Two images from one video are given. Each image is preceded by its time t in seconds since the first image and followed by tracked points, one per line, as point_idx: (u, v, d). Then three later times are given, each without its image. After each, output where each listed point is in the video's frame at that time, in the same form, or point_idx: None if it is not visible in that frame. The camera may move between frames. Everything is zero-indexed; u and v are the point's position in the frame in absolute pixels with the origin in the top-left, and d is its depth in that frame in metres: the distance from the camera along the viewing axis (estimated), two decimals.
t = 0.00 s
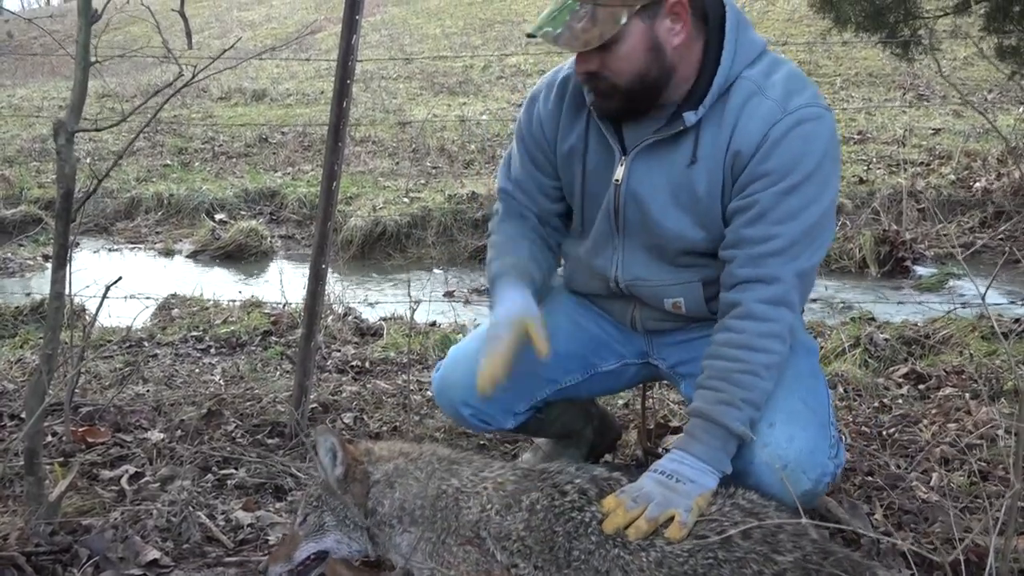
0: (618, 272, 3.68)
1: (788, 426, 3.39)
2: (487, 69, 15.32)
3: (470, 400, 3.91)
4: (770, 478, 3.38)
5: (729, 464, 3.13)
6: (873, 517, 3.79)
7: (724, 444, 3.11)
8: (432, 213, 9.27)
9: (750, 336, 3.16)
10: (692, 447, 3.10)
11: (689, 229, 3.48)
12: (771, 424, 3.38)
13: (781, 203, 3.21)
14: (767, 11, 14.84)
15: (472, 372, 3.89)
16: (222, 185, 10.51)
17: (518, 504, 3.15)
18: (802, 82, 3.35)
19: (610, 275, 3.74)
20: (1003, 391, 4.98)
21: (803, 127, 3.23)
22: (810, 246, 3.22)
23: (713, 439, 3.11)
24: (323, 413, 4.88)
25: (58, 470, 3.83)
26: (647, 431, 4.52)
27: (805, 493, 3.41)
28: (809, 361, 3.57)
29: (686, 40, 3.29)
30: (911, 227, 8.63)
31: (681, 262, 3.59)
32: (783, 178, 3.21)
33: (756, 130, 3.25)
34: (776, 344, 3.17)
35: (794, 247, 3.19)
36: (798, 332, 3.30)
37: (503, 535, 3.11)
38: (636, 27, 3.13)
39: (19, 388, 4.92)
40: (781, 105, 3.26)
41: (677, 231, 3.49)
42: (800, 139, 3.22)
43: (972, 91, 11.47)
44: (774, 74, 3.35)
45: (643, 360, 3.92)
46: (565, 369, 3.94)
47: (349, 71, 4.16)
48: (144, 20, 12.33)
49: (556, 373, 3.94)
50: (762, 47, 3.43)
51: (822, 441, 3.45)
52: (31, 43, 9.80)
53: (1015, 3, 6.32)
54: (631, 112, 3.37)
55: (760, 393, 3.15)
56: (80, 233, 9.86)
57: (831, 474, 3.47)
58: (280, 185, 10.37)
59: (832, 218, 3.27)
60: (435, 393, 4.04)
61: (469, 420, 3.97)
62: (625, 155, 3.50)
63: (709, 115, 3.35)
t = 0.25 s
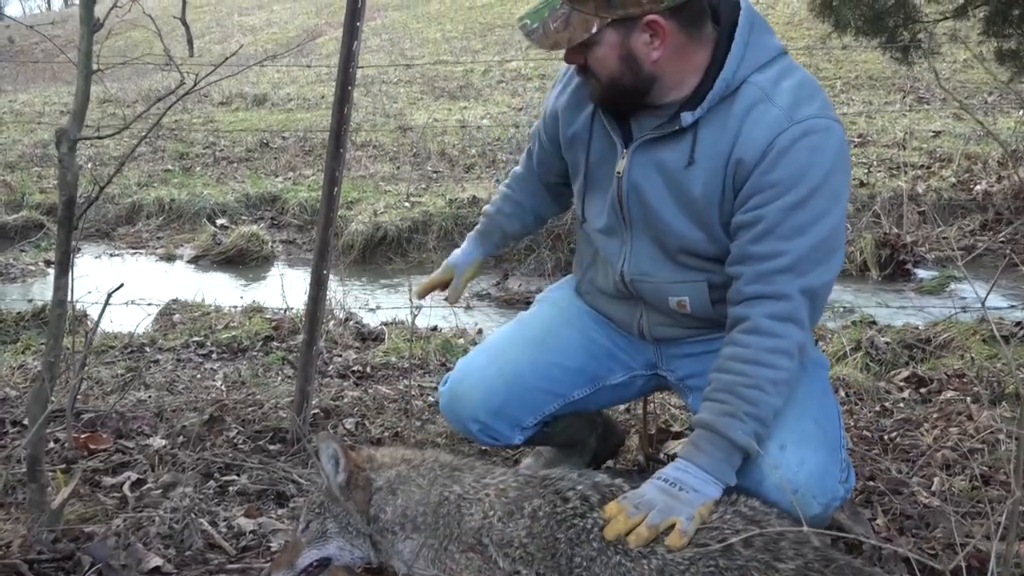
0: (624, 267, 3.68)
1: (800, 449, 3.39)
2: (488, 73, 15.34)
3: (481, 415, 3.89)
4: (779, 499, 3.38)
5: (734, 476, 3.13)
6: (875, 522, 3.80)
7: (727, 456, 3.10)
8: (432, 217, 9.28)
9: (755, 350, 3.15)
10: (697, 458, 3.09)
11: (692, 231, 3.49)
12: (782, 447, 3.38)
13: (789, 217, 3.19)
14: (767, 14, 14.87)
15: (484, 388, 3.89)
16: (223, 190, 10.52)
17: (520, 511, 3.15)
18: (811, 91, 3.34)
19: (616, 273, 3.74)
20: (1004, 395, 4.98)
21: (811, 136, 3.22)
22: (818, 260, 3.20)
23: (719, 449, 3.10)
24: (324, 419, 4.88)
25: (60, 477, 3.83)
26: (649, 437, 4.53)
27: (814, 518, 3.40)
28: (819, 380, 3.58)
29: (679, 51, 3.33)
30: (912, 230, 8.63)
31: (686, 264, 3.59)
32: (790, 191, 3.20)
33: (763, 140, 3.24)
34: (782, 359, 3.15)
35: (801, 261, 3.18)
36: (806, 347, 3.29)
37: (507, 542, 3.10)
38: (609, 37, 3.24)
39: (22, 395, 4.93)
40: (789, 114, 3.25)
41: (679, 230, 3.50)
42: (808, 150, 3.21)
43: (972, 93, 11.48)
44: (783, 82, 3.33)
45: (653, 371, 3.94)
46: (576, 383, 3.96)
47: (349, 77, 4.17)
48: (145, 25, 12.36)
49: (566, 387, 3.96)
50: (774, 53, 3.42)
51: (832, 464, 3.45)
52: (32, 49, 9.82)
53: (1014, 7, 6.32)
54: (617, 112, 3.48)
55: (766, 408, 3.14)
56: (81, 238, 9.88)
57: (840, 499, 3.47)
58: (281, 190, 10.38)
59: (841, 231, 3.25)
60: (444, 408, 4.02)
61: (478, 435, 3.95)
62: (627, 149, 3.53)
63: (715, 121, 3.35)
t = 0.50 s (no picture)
0: (629, 281, 3.70)
1: (802, 465, 3.40)
2: (489, 78, 15.37)
3: (479, 410, 3.93)
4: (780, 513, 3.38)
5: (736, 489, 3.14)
6: (875, 532, 3.82)
7: (729, 468, 3.11)
8: (434, 223, 9.30)
9: (758, 366, 3.16)
10: (699, 470, 3.10)
11: (697, 247, 3.50)
12: (784, 463, 3.39)
13: (792, 234, 3.19)
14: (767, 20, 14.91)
15: (483, 384, 3.93)
16: (224, 195, 10.55)
17: (521, 521, 3.15)
18: (818, 108, 3.34)
19: (621, 286, 3.76)
20: (1005, 403, 4.98)
21: (816, 154, 3.22)
22: (822, 276, 3.20)
23: (722, 462, 3.11)
24: (326, 426, 4.88)
25: (63, 486, 3.84)
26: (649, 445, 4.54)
27: (814, 533, 3.39)
28: (823, 397, 3.59)
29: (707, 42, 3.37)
30: (912, 237, 8.65)
31: (691, 280, 3.60)
32: (794, 208, 3.20)
33: (767, 157, 3.25)
34: (785, 375, 3.16)
35: (805, 278, 3.18)
36: (810, 364, 3.29)
37: (508, 551, 3.10)
38: (670, 17, 3.16)
39: (24, 402, 4.94)
40: (794, 131, 3.25)
41: (683, 246, 3.51)
42: (812, 168, 3.21)
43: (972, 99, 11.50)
44: (789, 99, 3.34)
45: (657, 382, 3.95)
46: (576, 386, 3.98)
47: (350, 88, 4.18)
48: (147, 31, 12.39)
49: (567, 390, 3.98)
50: (781, 71, 3.43)
51: (834, 480, 3.45)
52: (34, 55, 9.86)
53: (1013, 15, 6.34)
54: (659, 119, 3.39)
55: (768, 423, 3.15)
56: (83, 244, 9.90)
57: (843, 515, 3.47)
58: (283, 196, 10.40)
59: (846, 248, 3.25)
60: (445, 403, 4.06)
61: (476, 429, 3.98)
62: (633, 165, 3.55)
63: (720, 137, 3.36)
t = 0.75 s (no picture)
0: (631, 304, 3.72)
1: (801, 480, 3.43)
2: (491, 92, 15.45)
3: (479, 425, 3.94)
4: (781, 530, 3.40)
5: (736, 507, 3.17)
6: (876, 553, 3.82)
7: (731, 487, 3.15)
8: (436, 237, 9.33)
9: (758, 386, 3.20)
10: (700, 490, 3.14)
11: (700, 270, 3.52)
12: (783, 478, 3.42)
13: (793, 257, 3.22)
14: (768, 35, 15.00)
15: (484, 399, 3.95)
16: (228, 208, 10.59)
17: (524, 542, 3.04)
18: (819, 133, 3.36)
19: (622, 308, 3.79)
20: (1007, 421, 4.99)
21: (817, 179, 3.24)
22: (823, 300, 3.23)
23: (723, 481, 3.15)
24: (328, 443, 4.90)
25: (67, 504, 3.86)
26: (651, 464, 4.53)
27: (814, 550, 3.39)
28: (822, 414, 3.61)
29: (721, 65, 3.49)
30: (914, 252, 8.66)
31: (693, 303, 3.62)
32: (795, 232, 3.22)
33: (769, 181, 3.28)
34: (784, 395, 3.19)
35: (805, 302, 3.21)
36: (810, 383, 3.32)
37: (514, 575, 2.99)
38: (700, 30, 3.30)
39: (28, 417, 4.95)
40: (796, 156, 3.28)
41: (685, 268, 3.54)
42: (813, 193, 3.23)
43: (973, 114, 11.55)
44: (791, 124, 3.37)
45: (657, 402, 3.97)
46: (576, 402, 3.99)
47: (355, 109, 4.11)
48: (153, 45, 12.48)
49: (567, 407, 4.00)
50: (782, 97, 3.47)
51: (832, 496, 3.46)
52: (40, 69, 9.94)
53: (1013, 34, 6.39)
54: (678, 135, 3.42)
55: (768, 443, 3.19)
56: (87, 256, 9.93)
57: (842, 530, 3.48)
58: (286, 209, 10.44)
59: (845, 271, 3.27)
60: (445, 418, 4.08)
61: (475, 445, 3.98)
62: (637, 191, 3.59)
63: (722, 162, 3.41)
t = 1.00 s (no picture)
0: (633, 316, 3.75)
1: (804, 472, 3.45)
2: (498, 96, 15.50)
3: (485, 429, 4.00)
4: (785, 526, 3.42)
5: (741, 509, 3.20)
6: (884, 558, 3.84)
7: (734, 488, 3.19)
8: (444, 241, 9.37)
9: (759, 384, 3.23)
10: (706, 494, 3.17)
11: (704, 276, 3.53)
12: (786, 470, 3.45)
13: (793, 257, 3.27)
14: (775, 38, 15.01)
15: (490, 404, 4.01)
16: (236, 213, 10.65)
17: (534, 547, 3.06)
18: (817, 137, 3.42)
19: (625, 319, 3.80)
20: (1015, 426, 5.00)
21: (816, 182, 3.30)
22: (821, 299, 3.28)
23: (726, 482, 3.18)
24: (337, 447, 4.94)
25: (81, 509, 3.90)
26: (659, 469, 4.55)
27: (818, 540, 3.45)
28: (823, 410, 3.63)
29: (719, 78, 3.47)
30: (922, 255, 8.67)
31: (696, 309, 3.64)
32: (795, 233, 3.27)
33: (769, 184, 3.33)
34: (784, 393, 3.23)
35: (805, 301, 3.26)
36: (809, 380, 3.35)
37: None
38: (691, 52, 3.28)
39: (40, 422, 4.99)
40: (796, 159, 3.33)
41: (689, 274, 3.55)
42: (813, 195, 3.28)
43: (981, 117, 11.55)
44: (790, 130, 3.42)
45: (661, 405, 3.99)
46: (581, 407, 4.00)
47: (365, 116, 4.10)
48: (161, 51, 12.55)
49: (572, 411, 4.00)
50: (780, 103, 3.52)
51: (835, 489, 3.49)
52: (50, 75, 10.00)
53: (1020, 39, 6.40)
54: (675, 151, 3.44)
55: (769, 440, 3.22)
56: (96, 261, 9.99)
57: (845, 523, 3.51)
58: (294, 213, 10.49)
59: (842, 271, 3.32)
60: (453, 423, 4.14)
61: (483, 448, 4.04)
62: (641, 204, 3.61)
63: (724, 166, 3.44)
